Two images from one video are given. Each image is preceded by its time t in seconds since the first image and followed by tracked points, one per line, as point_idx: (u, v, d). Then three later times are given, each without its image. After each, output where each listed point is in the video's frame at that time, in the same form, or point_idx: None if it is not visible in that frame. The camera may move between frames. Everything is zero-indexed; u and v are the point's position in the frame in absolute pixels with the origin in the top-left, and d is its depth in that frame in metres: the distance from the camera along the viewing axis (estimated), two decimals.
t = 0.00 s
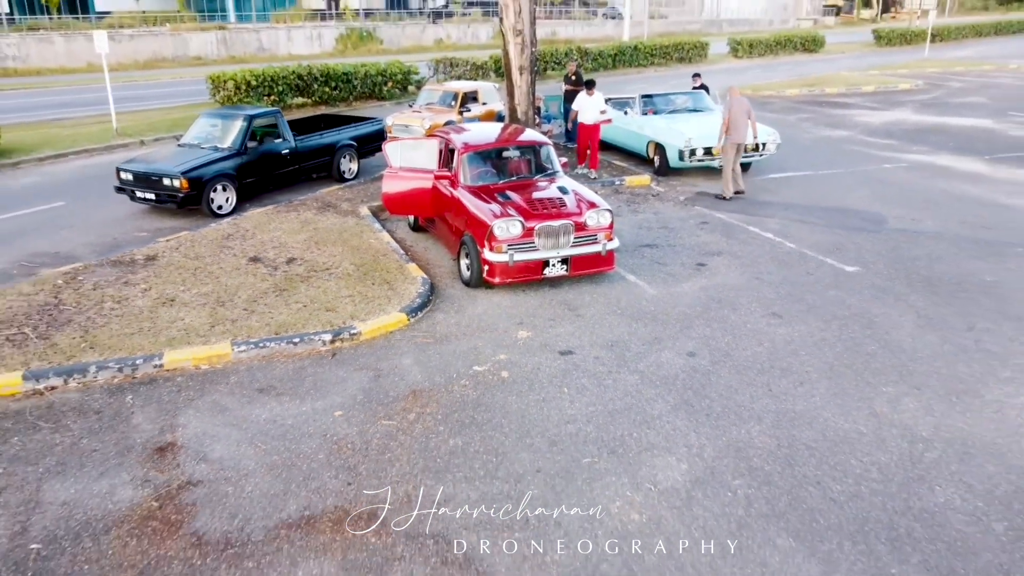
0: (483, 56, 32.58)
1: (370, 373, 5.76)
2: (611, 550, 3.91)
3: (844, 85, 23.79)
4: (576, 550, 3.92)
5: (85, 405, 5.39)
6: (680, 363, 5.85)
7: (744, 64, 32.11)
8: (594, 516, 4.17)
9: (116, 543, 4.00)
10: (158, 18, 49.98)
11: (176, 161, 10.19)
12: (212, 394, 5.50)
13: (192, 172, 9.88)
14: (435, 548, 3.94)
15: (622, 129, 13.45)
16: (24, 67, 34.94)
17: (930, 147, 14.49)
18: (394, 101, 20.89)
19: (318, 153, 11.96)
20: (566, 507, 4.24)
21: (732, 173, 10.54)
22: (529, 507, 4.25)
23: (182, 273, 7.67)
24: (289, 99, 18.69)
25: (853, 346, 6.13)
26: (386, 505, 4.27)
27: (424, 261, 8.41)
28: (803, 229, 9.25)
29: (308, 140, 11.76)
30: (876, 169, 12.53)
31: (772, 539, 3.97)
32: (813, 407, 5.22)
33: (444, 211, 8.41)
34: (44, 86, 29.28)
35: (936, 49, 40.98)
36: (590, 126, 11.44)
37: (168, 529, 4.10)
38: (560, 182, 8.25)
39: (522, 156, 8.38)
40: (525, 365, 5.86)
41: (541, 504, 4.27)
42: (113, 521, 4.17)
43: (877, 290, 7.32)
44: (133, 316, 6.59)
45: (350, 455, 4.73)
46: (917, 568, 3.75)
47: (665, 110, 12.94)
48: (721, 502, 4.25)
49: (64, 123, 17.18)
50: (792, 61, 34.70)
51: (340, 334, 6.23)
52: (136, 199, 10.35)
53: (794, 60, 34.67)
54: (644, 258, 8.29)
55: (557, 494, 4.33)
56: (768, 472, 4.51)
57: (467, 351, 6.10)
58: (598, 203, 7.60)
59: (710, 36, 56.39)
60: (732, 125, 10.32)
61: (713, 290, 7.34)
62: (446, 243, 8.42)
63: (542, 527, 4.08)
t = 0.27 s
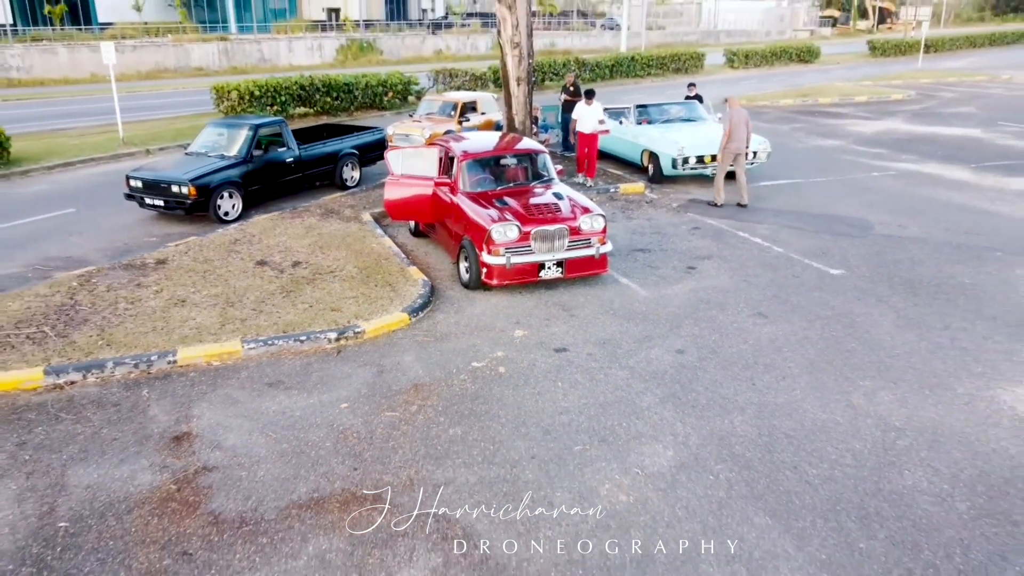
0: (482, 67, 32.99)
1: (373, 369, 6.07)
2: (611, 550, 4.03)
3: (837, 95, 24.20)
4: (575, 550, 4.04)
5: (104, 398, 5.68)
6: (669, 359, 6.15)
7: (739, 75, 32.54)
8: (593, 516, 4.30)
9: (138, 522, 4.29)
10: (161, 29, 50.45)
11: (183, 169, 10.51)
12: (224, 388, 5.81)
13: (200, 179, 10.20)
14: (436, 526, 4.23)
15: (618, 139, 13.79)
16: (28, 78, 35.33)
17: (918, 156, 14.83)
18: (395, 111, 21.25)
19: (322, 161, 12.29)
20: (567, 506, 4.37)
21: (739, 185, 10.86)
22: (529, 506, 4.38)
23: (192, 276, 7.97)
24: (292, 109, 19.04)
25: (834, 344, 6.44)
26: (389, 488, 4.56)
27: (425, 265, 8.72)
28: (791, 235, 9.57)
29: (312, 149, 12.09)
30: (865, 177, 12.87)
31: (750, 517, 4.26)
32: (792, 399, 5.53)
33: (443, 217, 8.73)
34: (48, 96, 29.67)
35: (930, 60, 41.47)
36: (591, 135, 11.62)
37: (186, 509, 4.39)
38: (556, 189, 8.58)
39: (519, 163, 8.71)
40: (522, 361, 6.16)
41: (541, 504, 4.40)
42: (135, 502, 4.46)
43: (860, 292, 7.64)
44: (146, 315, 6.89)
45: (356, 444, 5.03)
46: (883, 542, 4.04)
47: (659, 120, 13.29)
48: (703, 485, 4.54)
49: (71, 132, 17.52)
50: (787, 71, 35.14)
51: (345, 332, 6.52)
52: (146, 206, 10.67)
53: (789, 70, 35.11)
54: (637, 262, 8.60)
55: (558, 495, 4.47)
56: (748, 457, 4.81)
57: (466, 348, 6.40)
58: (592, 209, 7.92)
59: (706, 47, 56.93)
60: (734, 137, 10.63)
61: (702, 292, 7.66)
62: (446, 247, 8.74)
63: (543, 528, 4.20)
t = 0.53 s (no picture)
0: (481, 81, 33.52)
1: (378, 364, 6.47)
2: (611, 549, 4.19)
3: (828, 108, 24.71)
4: (576, 549, 4.21)
5: (127, 391, 6.07)
6: (655, 356, 6.56)
7: (734, 88, 33.08)
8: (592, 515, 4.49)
9: (164, 499, 4.68)
10: (163, 44, 51.07)
11: (194, 180, 10.94)
12: (239, 381, 6.21)
13: (209, 189, 10.62)
14: (438, 502, 4.62)
15: (612, 151, 14.23)
16: (33, 91, 35.85)
17: (904, 167, 15.28)
18: (395, 124, 21.72)
19: (326, 172, 12.72)
20: (566, 507, 4.56)
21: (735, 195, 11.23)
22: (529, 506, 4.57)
23: (204, 280, 8.38)
24: (295, 122, 19.50)
25: (811, 341, 6.85)
26: (394, 469, 4.95)
27: (426, 270, 9.14)
28: (776, 242, 10.00)
29: (317, 160, 12.52)
30: (851, 187, 13.31)
31: (725, 494, 4.65)
32: (769, 391, 5.93)
33: (443, 224, 9.15)
34: (54, 110, 30.18)
35: (922, 74, 42.06)
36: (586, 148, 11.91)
37: (208, 488, 4.78)
38: (551, 198, 9.00)
39: (516, 173, 9.14)
40: (518, 358, 6.56)
41: (541, 504, 4.59)
42: (161, 482, 4.85)
43: (838, 294, 8.06)
44: (163, 316, 7.30)
45: (363, 431, 5.43)
46: (846, 515, 4.43)
47: (652, 133, 13.74)
48: (684, 466, 4.93)
49: (80, 144, 17.97)
50: (781, 85, 35.69)
51: (351, 331, 6.92)
52: (158, 215, 11.09)
53: (783, 84, 35.66)
54: (628, 267, 9.02)
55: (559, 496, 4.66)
56: (725, 442, 5.21)
57: (465, 346, 6.81)
58: (585, 216, 8.35)
59: (703, 61, 57.62)
60: (730, 147, 11.00)
61: (689, 294, 8.07)
62: (446, 253, 9.16)
63: (544, 528, 4.38)
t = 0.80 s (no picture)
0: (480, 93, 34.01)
1: (382, 361, 6.85)
2: (611, 550, 4.34)
3: (821, 120, 25.17)
4: (576, 549, 4.36)
5: (145, 386, 6.43)
6: (645, 354, 6.93)
7: (729, 100, 33.57)
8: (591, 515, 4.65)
9: (185, 482, 5.04)
10: (165, 56, 51.65)
11: (202, 189, 11.33)
12: (252, 377, 6.58)
13: (218, 198, 11.01)
14: (438, 484, 4.98)
15: (607, 161, 14.64)
16: (37, 102, 36.32)
17: (891, 176, 15.71)
18: (396, 135, 22.15)
19: (329, 182, 13.11)
20: (565, 506, 4.74)
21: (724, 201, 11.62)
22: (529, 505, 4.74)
23: (214, 284, 8.75)
24: (298, 133, 19.92)
25: (792, 340, 7.22)
26: (398, 456, 5.30)
27: (426, 275, 9.51)
28: (764, 248, 10.39)
29: (321, 170, 12.92)
30: (838, 196, 13.72)
31: (706, 477, 5.01)
32: (750, 385, 6.31)
33: (443, 231, 9.53)
34: (59, 121, 30.64)
35: (915, 85, 42.63)
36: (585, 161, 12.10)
37: (225, 473, 5.14)
38: (546, 206, 9.39)
39: (513, 183, 9.53)
40: (514, 356, 6.93)
41: (541, 504, 4.77)
42: (181, 468, 5.22)
43: (821, 297, 8.45)
44: (177, 318, 7.66)
45: (369, 422, 5.80)
46: (816, 495, 4.79)
47: (646, 143, 14.15)
48: (668, 453, 5.29)
49: (87, 155, 18.39)
50: (775, 96, 36.20)
51: (356, 332, 7.30)
52: (167, 223, 11.47)
53: (777, 96, 36.17)
54: (621, 272, 9.40)
55: (559, 497, 4.83)
56: (707, 430, 5.59)
57: (465, 344, 7.18)
58: (579, 223, 8.73)
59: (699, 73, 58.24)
60: (722, 156, 11.40)
61: (679, 297, 8.46)
62: (446, 259, 9.53)
63: (544, 527, 4.54)
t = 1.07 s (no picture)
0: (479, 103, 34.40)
1: (385, 360, 7.17)
2: (611, 549, 4.48)
3: (815, 130, 25.57)
4: (568, 533, 4.64)
5: (159, 383, 6.76)
6: (636, 353, 7.26)
7: (726, 110, 33.98)
8: (594, 515, 4.81)
9: (200, 471, 5.36)
10: (167, 67, 52.12)
11: (209, 197, 11.69)
12: (260, 375, 6.91)
13: (224, 206, 11.36)
14: (439, 472, 5.29)
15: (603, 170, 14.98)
16: (41, 113, 36.72)
17: (881, 185, 16.07)
18: (396, 145, 22.51)
19: (332, 190, 13.46)
20: (567, 506, 4.89)
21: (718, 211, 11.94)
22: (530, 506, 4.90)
23: (222, 288, 9.09)
24: (300, 143, 20.29)
25: (777, 340, 7.55)
26: (401, 447, 5.61)
27: (427, 279, 9.85)
28: (753, 254, 10.73)
29: (324, 179, 13.27)
30: (828, 204, 14.08)
31: (690, 465, 5.34)
32: (734, 381, 6.64)
33: (443, 238, 9.86)
34: (63, 131, 31.03)
35: (910, 95, 43.10)
36: (587, 177, 12.09)
37: (238, 462, 5.46)
38: (543, 213, 9.74)
39: (511, 191, 9.88)
40: (511, 355, 7.26)
41: (541, 505, 4.92)
42: (196, 458, 5.53)
43: (806, 300, 8.78)
44: (187, 320, 7.99)
45: (372, 415, 6.12)
46: (793, 481, 5.11)
47: (641, 153, 14.52)
48: (655, 443, 5.62)
49: (94, 164, 18.75)
50: (771, 107, 36.62)
51: (359, 332, 7.63)
52: (175, 230, 11.81)
53: (773, 106, 36.60)
54: (615, 276, 9.74)
55: (560, 497, 4.99)
56: (692, 422, 5.92)
57: (464, 345, 7.51)
58: (574, 229, 9.07)
59: (697, 84, 58.77)
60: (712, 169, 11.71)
61: (670, 300, 8.79)
62: (446, 264, 9.86)
63: (546, 526, 4.69)
